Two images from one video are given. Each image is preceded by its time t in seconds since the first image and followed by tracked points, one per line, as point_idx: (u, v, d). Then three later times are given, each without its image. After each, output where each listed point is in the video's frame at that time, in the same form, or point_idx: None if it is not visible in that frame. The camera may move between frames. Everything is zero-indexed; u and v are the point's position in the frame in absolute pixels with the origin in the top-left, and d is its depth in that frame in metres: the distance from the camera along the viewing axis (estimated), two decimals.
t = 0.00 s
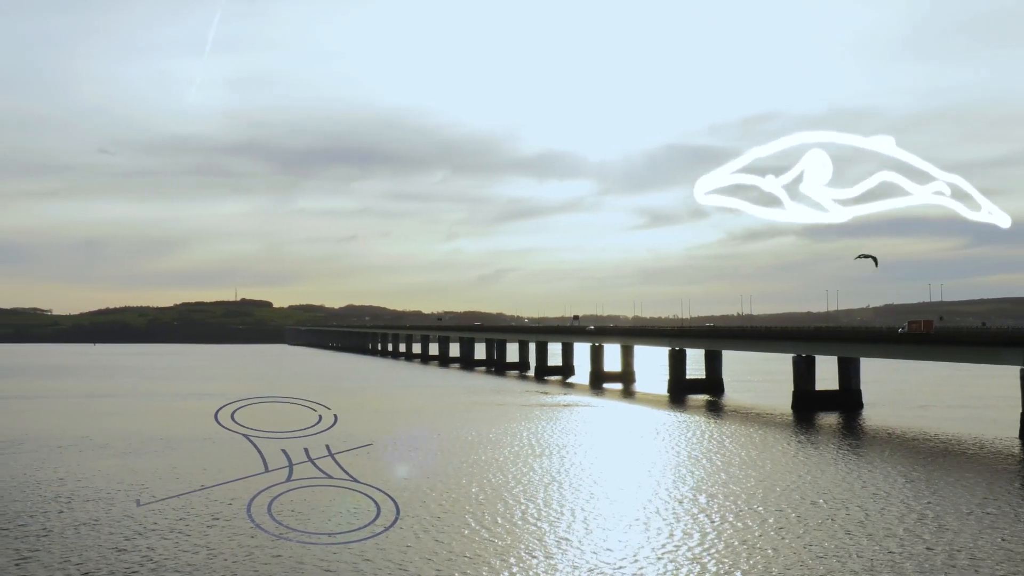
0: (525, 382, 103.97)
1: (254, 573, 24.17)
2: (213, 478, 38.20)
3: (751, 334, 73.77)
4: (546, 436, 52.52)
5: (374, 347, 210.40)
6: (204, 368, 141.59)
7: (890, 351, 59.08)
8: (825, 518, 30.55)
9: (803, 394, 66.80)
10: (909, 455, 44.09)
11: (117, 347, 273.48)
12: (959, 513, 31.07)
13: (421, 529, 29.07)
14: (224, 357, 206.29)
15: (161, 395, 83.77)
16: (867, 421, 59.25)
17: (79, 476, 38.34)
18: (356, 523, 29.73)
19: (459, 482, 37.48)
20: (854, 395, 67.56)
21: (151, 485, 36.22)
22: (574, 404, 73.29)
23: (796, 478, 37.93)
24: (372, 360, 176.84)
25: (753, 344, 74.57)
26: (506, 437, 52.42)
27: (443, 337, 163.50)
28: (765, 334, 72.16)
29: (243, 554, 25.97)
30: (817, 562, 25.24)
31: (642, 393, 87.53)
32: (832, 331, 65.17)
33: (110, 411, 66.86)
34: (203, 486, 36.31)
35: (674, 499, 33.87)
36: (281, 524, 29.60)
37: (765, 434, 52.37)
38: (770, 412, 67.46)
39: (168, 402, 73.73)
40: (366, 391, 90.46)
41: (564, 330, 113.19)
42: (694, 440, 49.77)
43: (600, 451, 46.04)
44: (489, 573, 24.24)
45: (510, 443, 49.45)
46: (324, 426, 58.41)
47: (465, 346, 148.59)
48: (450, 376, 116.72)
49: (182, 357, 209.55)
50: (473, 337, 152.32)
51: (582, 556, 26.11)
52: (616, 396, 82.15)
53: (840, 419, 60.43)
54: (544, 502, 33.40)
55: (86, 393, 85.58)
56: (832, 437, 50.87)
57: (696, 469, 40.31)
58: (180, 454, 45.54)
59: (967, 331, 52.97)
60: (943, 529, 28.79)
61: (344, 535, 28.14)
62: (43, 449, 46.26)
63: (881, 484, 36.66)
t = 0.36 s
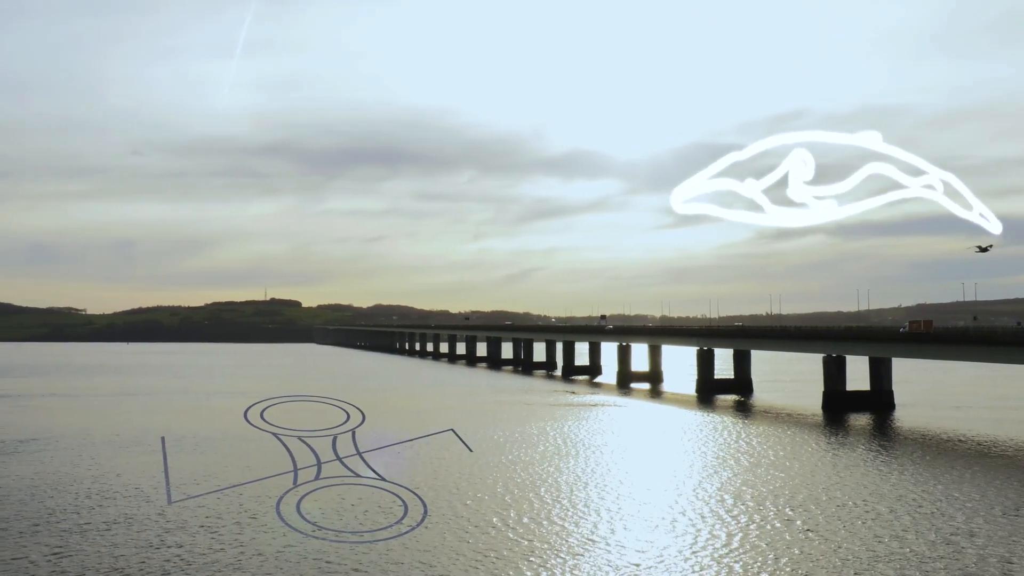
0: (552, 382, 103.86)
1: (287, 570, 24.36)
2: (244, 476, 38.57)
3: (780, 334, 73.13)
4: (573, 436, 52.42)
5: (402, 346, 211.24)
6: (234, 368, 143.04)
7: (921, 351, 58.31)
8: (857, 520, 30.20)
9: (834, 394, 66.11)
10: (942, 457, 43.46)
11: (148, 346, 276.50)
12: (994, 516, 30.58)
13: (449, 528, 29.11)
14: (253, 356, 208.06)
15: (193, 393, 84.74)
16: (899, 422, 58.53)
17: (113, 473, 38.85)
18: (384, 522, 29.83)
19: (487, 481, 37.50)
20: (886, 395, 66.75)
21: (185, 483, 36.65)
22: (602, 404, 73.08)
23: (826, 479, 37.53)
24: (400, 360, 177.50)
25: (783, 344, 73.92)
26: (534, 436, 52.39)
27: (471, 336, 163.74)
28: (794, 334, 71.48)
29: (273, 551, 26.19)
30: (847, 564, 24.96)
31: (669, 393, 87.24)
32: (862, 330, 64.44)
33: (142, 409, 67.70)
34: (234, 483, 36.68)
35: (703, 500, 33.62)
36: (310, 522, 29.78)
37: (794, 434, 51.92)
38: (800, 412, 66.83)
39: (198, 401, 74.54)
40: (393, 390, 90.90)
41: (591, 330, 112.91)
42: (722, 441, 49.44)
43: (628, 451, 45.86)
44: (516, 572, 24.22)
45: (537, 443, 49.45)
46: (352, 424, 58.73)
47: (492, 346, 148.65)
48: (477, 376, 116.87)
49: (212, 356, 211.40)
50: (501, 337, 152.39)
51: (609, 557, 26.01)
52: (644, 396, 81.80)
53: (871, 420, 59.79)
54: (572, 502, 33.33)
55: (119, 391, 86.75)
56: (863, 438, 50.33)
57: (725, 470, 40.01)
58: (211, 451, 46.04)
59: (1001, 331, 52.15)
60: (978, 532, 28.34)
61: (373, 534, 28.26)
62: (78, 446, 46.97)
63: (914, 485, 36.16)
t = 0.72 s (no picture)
0: (578, 381, 103.56)
1: (317, 567, 24.47)
2: (273, 474, 38.77)
3: (810, 334, 72.34)
4: (600, 435, 52.20)
5: (428, 346, 211.89)
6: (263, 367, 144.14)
7: (954, 351, 57.52)
8: (891, 521, 29.74)
9: (864, 394, 65.33)
10: (976, 458, 42.77)
11: (178, 346, 279.23)
12: None
13: (477, 527, 29.03)
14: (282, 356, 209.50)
15: (223, 392, 85.49)
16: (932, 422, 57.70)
17: (145, 470, 39.20)
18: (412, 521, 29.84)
19: (514, 481, 37.39)
20: (917, 395, 65.85)
21: (216, 481, 36.91)
22: (628, 404, 72.66)
23: (857, 480, 37.04)
24: (427, 359, 177.80)
25: (812, 343, 73.14)
26: (561, 436, 52.23)
27: (497, 336, 163.75)
28: (824, 333, 70.69)
29: (302, 549, 26.24)
30: (880, 566, 24.61)
31: (697, 393, 86.67)
32: (893, 330, 63.60)
33: (172, 408, 68.36)
34: (264, 481, 36.88)
35: (732, 501, 33.27)
36: (339, 521, 29.84)
37: (824, 435, 51.33)
38: (830, 412, 66.08)
39: (228, 400, 75.16)
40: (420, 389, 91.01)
41: (618, 329, 112.39)
42: (752, 441, 48.96)
43: (656, 452, 45.53)
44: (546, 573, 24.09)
45: (564, 442, 49.27)
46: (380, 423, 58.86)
47: (518, 345, 148.44)
48: (503, 375, 116.81)
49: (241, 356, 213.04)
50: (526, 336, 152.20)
51: (637, 557, 25.80)
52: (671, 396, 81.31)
53: (904, 420, 58.99)
54: (600, 502, 33.16)
55: (150, 390, 87.56)
56: (895, 438, 49.70)
57: (754, 471, 39.62)
58: (240, 450, 46.36)
59: None
60: (1016, 535, 27.79)
61: (401, 533, 28.26)
62: (110, 444, 47.52)
63: (948, 486, 35.60)
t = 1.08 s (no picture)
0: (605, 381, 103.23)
1: (346, 565, 24.57)
2: (302, 473, 38.99)
3: (838, 333, 71.58)
4: (627, 435, 51.97)
5: (455, 345, 212.36)
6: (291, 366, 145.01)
7: (986, 350, 56.63)
8: (924, 523, 29.30)
9: (895, 394, 64.52)
10: (1011, 459, 42.04)
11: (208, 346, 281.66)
12: None
13: (504, 527, 29.00)
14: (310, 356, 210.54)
15: (252, 391, 86.18)
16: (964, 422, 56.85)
17: (176, 469, 39.57)
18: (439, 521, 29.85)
19: (540, 481, 37.31)
20: (949, 395, 64.93)
21: (245, 480, 37.19)
22: (655, 404, 72.29)
23: (889, 481, 36.54)
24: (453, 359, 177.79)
25: (840, 343, 72.35)
26: (587, 436, 52.04)
27: (523, 335, 163.64)
28: (853, 332, 69.91)
29: (331, 547, 26.36)
30: (913, 568, 24.26)
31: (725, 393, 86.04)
32: (924, 329, 62.74)
33: (203, 407, 69.00)
34: (292, 481, 37.10)
35: (762, 502, 32.95)
36: (366, 520, 29.93)
37: (855, 435, 50.77)
38: (860, 412, 65.34)
39: (257, 399, 75.73)
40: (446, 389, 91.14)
41: (644, 329, 111.86)
42: (781, 441, 48.51)
43: (684, 452, 45.22)
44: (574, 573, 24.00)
45: (591, 442, 49.10)
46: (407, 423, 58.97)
47: (544, 345, 148.24)
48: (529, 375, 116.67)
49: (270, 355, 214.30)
50: (553, 336, 151.92)
51: (665, 559, 25.54)
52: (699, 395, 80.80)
53: (935, 420, 58.19)
54: (628, 502, 32.96)
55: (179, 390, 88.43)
56: (927, 439, 49.05)
57: (783, 471, 39.19)
58: (268, 449, 46.66)
59: None
60: None
61: (428, 532, 28.30)
62: (142, 443, 48.04)
63: (983, 488, 35.00)
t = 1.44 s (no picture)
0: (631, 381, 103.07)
1: (374, 563, 24.90)
2: (330, 471, 39.43)
3: (867, 333, 71.05)
4: (654, 435, 51.96)
5: (481, 344, 212.86)
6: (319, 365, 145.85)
7: (1018, 350, 55.99)
8: (954, 524, 29.12)
9: (924, 394, 63.94)
10: None
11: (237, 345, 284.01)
12: None
13: (530, 526, 29.19)
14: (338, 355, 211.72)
15: (281, 390, 86.98)
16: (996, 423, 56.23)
17: (206, 468, 40.14)
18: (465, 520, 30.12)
19: (567, 480, 37.47)
20: (980, 395, 64.24)
21: (274, 478, 37.69)
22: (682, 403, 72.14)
23: (918, 481, 36.31)
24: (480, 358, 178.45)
25: (869, 343, 71.79)
26: (614, 435, 52.09)
27: (549, 335, 163.69)
28: (881, 332, 69.35)
29: (360, 545, 26.71)
30: (941, 569, 24.15)
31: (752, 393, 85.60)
32: (954, 329, 62.13)
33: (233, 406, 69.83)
34: (321, 479, 37.54)
35: (789, 502, 32.88)
36: (394, 518, 30.28)
37: (883, 435, 50.39)
38: (890, 412, 64.79)
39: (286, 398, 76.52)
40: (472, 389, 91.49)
41: (671, 328, 111.51)
42: (808, 441, 48.28)
43: (711, 452, 45.15)
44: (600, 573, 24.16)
45: (617, 442, 49.17)
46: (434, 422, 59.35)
47: (571, 344, 148.18)
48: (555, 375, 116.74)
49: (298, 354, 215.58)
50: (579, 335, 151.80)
51: (691, 559, 25.61)
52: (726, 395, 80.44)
53: (966, 420, 57.63)
54: (654, 502, 33.01)
55: (210, 389, 89.56)
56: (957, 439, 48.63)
57: (810, 471, 39.03)
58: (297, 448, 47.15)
59: None
60: None
61: (455, 531, 28.58)
62: (173, 442, 48.73)
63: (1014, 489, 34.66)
